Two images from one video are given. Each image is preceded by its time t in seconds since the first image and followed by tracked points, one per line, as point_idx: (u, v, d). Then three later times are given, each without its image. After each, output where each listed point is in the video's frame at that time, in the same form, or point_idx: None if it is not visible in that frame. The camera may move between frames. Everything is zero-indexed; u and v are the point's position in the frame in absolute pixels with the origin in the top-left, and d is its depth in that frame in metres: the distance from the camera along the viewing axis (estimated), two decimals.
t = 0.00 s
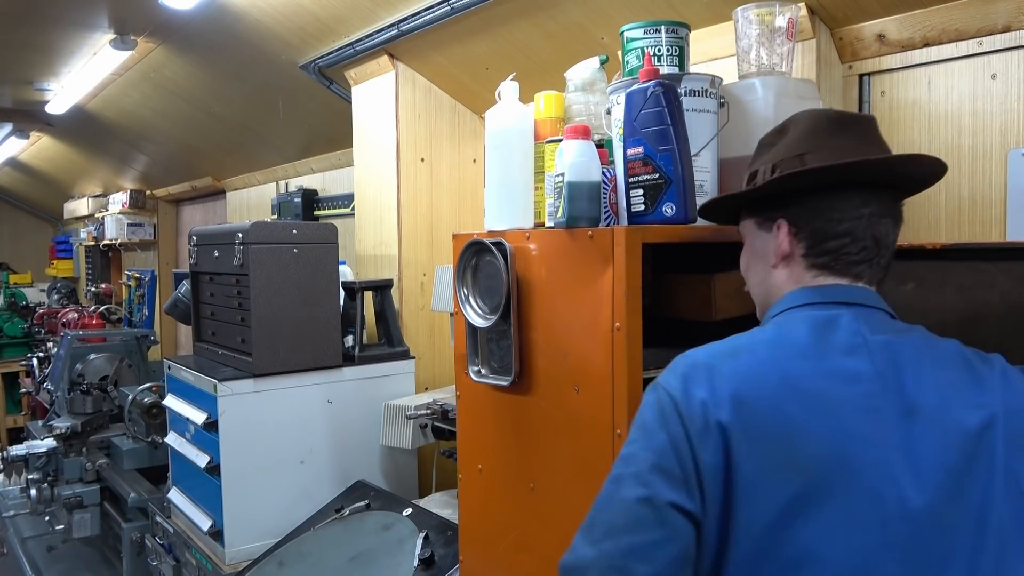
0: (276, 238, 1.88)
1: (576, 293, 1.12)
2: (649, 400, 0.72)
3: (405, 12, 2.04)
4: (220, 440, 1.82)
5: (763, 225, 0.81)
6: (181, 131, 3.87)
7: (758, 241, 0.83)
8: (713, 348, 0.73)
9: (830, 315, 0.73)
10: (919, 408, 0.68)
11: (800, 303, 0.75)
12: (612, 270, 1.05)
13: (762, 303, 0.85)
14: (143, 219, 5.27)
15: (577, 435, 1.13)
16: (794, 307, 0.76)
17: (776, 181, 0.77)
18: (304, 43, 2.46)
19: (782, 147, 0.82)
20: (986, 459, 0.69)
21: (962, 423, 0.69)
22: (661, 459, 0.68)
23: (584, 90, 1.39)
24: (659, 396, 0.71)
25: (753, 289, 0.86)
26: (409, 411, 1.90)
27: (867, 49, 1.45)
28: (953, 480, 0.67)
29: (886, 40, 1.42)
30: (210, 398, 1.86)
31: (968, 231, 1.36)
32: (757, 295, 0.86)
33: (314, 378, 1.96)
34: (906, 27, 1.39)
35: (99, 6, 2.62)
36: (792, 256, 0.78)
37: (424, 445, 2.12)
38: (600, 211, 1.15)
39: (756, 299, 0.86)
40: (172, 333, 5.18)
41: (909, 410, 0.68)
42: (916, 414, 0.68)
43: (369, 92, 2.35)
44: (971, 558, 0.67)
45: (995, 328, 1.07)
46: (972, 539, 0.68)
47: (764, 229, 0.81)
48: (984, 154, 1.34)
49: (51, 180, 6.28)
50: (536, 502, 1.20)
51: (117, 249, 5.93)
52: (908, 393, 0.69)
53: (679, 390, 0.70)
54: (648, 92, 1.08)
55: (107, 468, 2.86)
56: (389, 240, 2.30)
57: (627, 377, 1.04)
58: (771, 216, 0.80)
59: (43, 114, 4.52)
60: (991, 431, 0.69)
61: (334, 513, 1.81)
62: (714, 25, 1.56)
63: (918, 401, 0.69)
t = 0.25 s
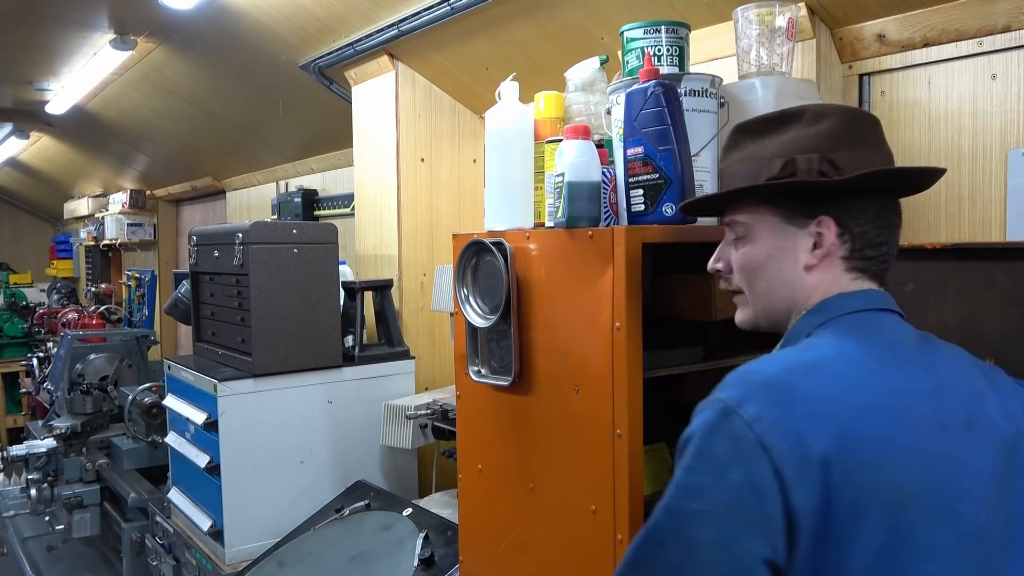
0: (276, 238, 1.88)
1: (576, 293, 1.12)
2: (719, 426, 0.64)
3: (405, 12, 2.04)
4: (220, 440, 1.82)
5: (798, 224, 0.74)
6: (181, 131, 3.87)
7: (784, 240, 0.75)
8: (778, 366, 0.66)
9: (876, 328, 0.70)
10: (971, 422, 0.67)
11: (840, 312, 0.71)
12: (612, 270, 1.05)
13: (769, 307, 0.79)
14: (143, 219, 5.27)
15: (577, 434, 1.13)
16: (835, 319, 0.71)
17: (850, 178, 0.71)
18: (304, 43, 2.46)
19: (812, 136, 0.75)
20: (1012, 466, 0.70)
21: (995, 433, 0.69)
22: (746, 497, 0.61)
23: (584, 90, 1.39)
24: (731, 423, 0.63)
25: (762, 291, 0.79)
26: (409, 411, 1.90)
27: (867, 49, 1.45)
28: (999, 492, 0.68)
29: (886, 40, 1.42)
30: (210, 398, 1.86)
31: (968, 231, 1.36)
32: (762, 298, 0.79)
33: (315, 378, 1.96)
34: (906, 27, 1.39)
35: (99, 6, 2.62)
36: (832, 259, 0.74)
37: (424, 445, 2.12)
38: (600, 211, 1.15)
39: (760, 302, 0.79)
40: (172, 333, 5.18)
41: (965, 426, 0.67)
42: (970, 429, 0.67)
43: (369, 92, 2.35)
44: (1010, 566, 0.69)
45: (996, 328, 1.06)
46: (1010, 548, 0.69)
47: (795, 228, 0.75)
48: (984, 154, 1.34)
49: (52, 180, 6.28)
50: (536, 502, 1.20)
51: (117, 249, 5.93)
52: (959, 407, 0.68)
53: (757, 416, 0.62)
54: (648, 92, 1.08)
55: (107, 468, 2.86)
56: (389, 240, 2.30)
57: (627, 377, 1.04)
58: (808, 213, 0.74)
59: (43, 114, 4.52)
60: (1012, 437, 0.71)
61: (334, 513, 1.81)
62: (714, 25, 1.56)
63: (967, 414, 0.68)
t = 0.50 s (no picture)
0: (276, 238, 1.88)
1: (576, 293, 1.12)
2: (853, 474, 0.60)
3: (405, 12, 2.04)
4: (220, 439, 1.82)
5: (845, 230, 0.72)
6: (181, 131, 3.87)
7: (835, 247, 0.72)
8: (882, 397, 0.63)
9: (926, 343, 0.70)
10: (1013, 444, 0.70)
11: (889, 323, 0.71)
12: (612, 270, 1.05)
13: (811, 320, 0.73)
14: (143, 219, 5.27)
15: (578, 435, 1.12)
16: (886, 332, 0.71)
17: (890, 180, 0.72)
18: (304, 43, 2.46)
19: (838, 141, 0.74)
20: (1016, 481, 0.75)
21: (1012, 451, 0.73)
22: (892, 549, 0.58)
23: (584, 90, 1.39)
24: (866, 469, 0.60)
25: (805, 302, 0.73)
26: (409, 411, 1.90)
27: (867, 49, 1.45)
28: None
29: (886, 40, 1.42)
30: (210, 397, 1.86)
31: (968, 231, 1.36)
32: (802, 311, 0.73)
33: (315, 378, 1.96)
34: (906, 27, 1.39)
35: (99, 6, 2.62)
36: (869, 269, 0.74)
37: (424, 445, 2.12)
38: (600, 211, 1.15)
39: (800, 314, 0.73)
40: (172, 333, 5.18)
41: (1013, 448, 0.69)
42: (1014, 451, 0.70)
43: (369, 92, 2.35)
44: None
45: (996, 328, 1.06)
46: None
47: (842, 235, 0.73)
48: (984, 154, 1.34)
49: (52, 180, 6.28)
50: (536, 502, 1.20)
51: (117, 249, 5.93)
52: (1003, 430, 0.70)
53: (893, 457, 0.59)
54: (648, 92, 1.08)
55: (107, 468, 2.86)
56: (389, 240, 2.30)
57: (626, 377, 1.04)
58: (851, 218, 0.73)
59: (43, 114, 4.52)
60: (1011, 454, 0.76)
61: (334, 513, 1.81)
62: (714, 25, 1.56)
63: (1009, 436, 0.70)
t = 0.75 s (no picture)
0: (276, 238, 1.88)
1: (576, 293, 1.12)
2: (1005, 487, 0.55)
3: (405, 12, 2.04)
4: (220, 440, 1.82)
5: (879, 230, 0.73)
6: (181, 131, 3.87)
7: (876, 248, 0.72)
8: (990, 402, 0.61)
9: (969, 346, 0.70)
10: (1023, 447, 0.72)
11: (927, 326, 0.72)
12: (612, 270, 1.05)
13: (853, 323, 0.72)
14: (143, 219, 5.27)
15: (578, 436, 1.12)
16: (930, 335, 0.71)
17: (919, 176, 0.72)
18: (304, 43, 2.46)
19: (860, 131, 0.73)
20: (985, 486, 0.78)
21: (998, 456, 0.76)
22: None
23: (584, 90, 1.39)
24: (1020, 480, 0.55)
25: (851, 305, 0.71)
26: (409, 411, 1.90)
27: (867, 49, 1.45)
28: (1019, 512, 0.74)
29: (886, 40, 1.42)
30: (210, 397, 1.86)
31: (968, 232, 1.36)
32: (847, 314, 0.71)
33: (315, 377, 1.96)
34: (906, 27, 1.39)
35: (99, 6, 2.62)
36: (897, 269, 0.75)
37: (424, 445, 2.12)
38: (600, 211, 1.15)
39: (844, 317, 0.71)
40: (172, 333, 5.18)
41: None
42: None
43: (369, 92, 2.35)
44: None
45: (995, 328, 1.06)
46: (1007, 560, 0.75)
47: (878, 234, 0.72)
48: (984, 154, 1.34)
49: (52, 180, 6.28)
50: (536, 502, 1.20)
51: (117, 249, 5.93)
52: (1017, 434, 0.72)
53: None
54: (648, 92, 1.08)
55: (107, 468, 2.86)
56: (390, 241, 2.30)
57: (626, 377, 1.04)
58: (883, 215, 0.73)
59: (43, 114, 4.53)
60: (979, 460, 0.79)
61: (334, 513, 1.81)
62: (714, 25, 1.56)
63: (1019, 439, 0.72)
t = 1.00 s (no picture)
0: (277, 238, 1.88)
1: (576, 293, 1.12)
2: None
3: (405, 12, 2.04)
4: (220, 440, 1.82)
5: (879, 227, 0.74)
6: (181, 131, 3.87)
7: (879, 249, 0.73)
8: None
9: (964, 345, 0.76)
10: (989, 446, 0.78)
11: (930, 325, 0.75)
12: (612, 270, 1.05)
13: (862, 320, 0.72)
14: (142, 219, 5.27)
15: (578, 437, 1.12)
16: (937, 334, 0.75)
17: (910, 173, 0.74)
18: (305, 43, 2.46)
19: (852, 129, 0.74)
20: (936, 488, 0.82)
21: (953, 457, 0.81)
22: None
23: (584, 90, 1.39)
24: None
25: (859, 304, 0.71)
26: (409, 411, 1.90)
27: (867, 49, 1.45)
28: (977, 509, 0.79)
29: (886, 40, 1.42)
30: (210, 397, 1.86)
31: (968, 232, 1.37)
32: (856, 313, 0.72)
33: (315, 378, 1.96)
34: (906, 27, 1.39)
35: (99, 6, 2.62)
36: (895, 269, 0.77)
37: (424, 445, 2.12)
38: (601, 210, 1.15)
39: (853, 316, 0.72)
40: (172, 333, 5.18)
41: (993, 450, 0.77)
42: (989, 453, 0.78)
43: (370, 92, 2.35)
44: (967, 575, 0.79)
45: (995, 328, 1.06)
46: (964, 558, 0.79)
47: (877, 232, 0.74)
48: (984, 154, 1.34)
49: (52, 180, 6.28)
50: (536, 502, 1.20)
51: (117, 249, 5.93)
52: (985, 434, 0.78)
53: None
54: (648, 92, 1.08)
55: (107, 468, 2.86)
56: (390, 241, 2.30)
57: (627, 377, 1.04)
58: (880, 213, 0.74)
59: (43, 114, 4.53)
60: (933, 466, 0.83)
61: (334, 513, 1.81)
62: (714, 25, 1.56)
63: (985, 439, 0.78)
